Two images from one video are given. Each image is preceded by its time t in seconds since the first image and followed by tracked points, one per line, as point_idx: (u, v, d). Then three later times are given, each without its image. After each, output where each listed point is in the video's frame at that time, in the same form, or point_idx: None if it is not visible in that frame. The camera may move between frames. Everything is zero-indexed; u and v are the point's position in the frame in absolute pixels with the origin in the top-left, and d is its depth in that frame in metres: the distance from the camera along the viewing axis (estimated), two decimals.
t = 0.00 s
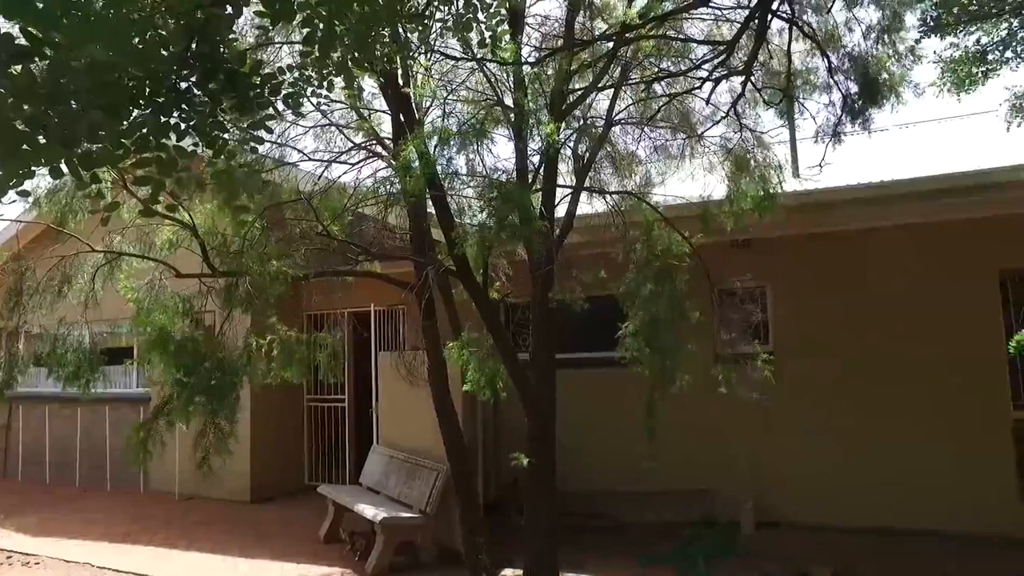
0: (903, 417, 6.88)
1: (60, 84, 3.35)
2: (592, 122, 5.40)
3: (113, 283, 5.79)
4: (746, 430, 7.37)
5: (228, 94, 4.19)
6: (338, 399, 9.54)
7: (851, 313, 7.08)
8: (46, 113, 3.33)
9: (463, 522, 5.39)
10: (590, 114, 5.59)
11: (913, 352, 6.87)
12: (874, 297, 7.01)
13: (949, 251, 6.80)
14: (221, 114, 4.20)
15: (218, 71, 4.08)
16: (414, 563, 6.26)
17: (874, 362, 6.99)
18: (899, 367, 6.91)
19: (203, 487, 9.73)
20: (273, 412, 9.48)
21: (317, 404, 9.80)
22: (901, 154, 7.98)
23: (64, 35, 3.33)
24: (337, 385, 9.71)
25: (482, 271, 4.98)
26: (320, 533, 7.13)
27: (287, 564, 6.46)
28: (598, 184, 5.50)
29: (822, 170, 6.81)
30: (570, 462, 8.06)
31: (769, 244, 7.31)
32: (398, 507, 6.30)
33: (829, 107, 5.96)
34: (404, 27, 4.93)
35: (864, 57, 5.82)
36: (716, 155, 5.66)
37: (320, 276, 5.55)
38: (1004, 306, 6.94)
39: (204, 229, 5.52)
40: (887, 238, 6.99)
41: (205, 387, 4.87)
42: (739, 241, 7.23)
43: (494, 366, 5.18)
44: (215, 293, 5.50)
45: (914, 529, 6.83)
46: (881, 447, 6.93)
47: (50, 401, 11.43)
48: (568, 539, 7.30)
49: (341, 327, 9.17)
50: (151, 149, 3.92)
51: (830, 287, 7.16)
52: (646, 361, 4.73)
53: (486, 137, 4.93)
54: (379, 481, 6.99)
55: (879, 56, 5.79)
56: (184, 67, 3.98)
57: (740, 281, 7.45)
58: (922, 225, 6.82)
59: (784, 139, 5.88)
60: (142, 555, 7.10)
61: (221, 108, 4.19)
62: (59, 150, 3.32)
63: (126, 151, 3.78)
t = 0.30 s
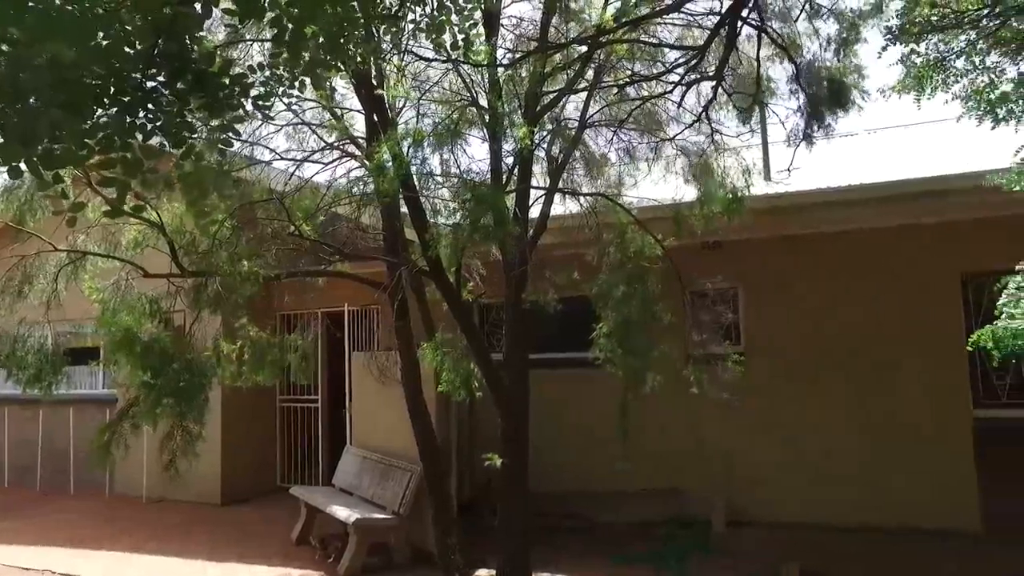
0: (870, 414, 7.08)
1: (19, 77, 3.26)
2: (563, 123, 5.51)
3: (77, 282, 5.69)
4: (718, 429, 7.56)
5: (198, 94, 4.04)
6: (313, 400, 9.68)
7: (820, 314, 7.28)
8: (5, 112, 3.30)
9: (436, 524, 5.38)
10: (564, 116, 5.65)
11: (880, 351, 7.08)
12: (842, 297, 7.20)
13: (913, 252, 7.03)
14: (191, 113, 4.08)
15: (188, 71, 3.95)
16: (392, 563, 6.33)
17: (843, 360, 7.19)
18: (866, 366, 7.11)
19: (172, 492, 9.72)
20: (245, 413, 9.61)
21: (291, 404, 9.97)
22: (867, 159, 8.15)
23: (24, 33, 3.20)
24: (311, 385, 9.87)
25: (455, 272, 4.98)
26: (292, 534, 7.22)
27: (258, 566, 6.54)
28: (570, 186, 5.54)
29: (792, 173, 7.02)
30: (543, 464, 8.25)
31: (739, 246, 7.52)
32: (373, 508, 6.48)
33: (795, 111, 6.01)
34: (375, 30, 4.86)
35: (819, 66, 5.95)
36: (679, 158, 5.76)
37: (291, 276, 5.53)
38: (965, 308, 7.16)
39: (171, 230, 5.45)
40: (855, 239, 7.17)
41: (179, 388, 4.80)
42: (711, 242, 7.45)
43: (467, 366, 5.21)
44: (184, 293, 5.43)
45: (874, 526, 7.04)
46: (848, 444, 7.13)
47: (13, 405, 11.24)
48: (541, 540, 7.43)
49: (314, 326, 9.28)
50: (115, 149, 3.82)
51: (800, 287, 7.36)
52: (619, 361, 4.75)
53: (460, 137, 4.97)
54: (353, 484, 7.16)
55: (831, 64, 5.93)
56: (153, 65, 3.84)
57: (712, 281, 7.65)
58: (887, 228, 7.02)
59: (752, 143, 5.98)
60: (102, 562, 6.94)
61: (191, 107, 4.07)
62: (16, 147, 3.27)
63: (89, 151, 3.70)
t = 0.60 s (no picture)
0: (848, 414, 7.44)
1: None
2: (535, 124, 5.62)
3: (37, 283, 5.59)
4: (690, 429, 7.91)
5: (162, 92, 3.88)
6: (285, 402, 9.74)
7: (792, 314, 7.66)
8: None
9: (410, 524, 5.64)
10: (537, 117, 5.74)
11: (848, 350, 7.48)
12: (812, 299, 7.60)
13: (880, 257, 7.42)
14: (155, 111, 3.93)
15: (151, 68, 3.77)
16: (369, 565, 6.51)
17: (813, 359, 7.58)
18: (842, 365, 7.48)
19: (140, 495, 9.73)
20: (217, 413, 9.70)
21: (262, 405, 10.03)
22: (831, 164, 8.40)
23: None
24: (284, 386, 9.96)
25: (427, 272, 4.94)
26: (263, 537, 7.38)
27: (230, 571, 6.64)
28: (542, 189, 5.62)
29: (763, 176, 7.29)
30: (518, 463, 8.51)
31: (714, 250, 7.91)
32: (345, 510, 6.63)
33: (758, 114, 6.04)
34: (345, 28, 4.66)
35: (780, 73, 5.99)
36: (647, 159, 5.91)
37: (262, 274, 5.51)
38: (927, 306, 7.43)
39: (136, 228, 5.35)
40: (824, 244, 7.59)
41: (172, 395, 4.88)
42: (684, 244, 7.82)
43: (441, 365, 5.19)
44: (151, 292, 5.38)
45: (833, 522, 7.45)
46: (814, 440, 7.52)
47: None
48: (517, 540, 7.76)
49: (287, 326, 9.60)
50: (75, 148, 3.70)
51: (772, 290, 7.74)
52: (588, 361, 4.80)
53: (432, 138, 4.93)
54: (326, 485, 7.38)
55: (788, 70, 6.01)
56: (115, 63, 3.68)
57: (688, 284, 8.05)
58: (855, 233, 7.40)
59: (719, 145, 6.08)
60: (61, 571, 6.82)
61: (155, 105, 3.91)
62: None
63: (48, 150, 3.59)
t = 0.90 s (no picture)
0: (826, 414, 7.60)
1: None
2: (511, 125, 5.66)
3: None
4: (662, 429, 8.01)
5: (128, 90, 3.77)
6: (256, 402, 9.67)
7: (764, 315, 7.82)
8: None
9: (384, 525, 5.63)
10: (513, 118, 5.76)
11: (819, 349, 7.66)
12: (784, 299, 7.78)
13: (847, 259, 7.63)
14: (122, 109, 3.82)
15: (117, 65, 3.66)
16: (342, 566, 6.49)
17: (785, 358, 7.75)
18: (821, 367, 7.64)
19: (105, 497, 9.62)
20: (187, 412, 9.61)
21: (232, 406, 9.89)
22: (800, 168, 8.56)
23: None
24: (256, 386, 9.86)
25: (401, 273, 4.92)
26: (234, 540, 7.30)
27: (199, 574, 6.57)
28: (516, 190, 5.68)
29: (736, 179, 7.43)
30: (490, 464, 8.49)
31: (687, 252, 8.05)
32: (317, 512, 6.57)
33: (726, 116, 6.06)
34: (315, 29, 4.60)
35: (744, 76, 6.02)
36: (627, 161, 5.98)
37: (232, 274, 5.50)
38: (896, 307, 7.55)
39: (101, 227, 5.28)
40: (793, 247, 7.78)
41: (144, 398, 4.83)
42: (658, 245, 7.94)
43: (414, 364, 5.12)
44: (119, 292, 5.31)
45: (800, 519, 7.63)
46: (784, 438, 7.69)
47: None
48: (489, 540, 7.73)
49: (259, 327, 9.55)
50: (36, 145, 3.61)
51: (744, 290, 7.90)
52: (562, 360, 4.80)
53: (404, 137, 4.92)
54: (297, 486, 7.36)
55: (752, 72, 6.06)
56: (77, 59, 3.57)
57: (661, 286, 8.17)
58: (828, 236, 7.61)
59: (692, 147, 6.13)
60: None
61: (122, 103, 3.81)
62: None
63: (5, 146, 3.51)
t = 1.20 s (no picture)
0: (822, 414, 7.65)
1: None
2: (488, 127, 5.66)
3: None
4: (635, 429, 8.05)
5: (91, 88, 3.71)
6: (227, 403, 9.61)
7: (737, 316, 7.90)
8: None
9: (356, 527, 5.68)
10: (488, 120, 5.77)
11: (787, 351, 7.78)
12: (756, 300, 7.87)
13: (817, 261, 7.76)
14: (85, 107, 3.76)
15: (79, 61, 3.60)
16: (314, 568, 6.46)
17: (755, 359, 7.85)
18: (813, 367, 7.71)
19: (69, 500, 9.46)
20: (156, 413, 9.53)
21: (203, 407, 9.82)
22: (771, 172, 8.65)
23: None
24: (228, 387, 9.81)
25: (374, 272, 4.91)
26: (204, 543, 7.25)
27: None
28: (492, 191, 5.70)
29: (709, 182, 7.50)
30: (462, 464, 8.47)
31: (661, 252, 8.10)
32: (289, 514, 6.55)
33: (699, 121, 6.02)
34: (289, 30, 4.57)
35: (713, 78, 5.98)
36: (605, 163, 5.98)
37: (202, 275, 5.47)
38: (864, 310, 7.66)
39: (68, 226, 5.22)
40: (764, 249, 7.90)
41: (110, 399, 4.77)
42: (634, 247, 7.97)
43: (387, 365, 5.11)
44: (86, 292, 5.25)
45: (769, 517, 7.72)
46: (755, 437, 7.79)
47: None
48: (461, 540, 7.73)
49: (229, 327, 9.39)
50: None
51: (716, 291, 7.98)
52: (535, 360, 4.81)
53: (376, 138, 5.00)
54: (268, 488, 7.30)
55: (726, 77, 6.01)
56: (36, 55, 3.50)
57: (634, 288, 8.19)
58: (812, 237, 7.70)
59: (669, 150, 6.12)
60: None
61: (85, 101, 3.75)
62: None
63: None
